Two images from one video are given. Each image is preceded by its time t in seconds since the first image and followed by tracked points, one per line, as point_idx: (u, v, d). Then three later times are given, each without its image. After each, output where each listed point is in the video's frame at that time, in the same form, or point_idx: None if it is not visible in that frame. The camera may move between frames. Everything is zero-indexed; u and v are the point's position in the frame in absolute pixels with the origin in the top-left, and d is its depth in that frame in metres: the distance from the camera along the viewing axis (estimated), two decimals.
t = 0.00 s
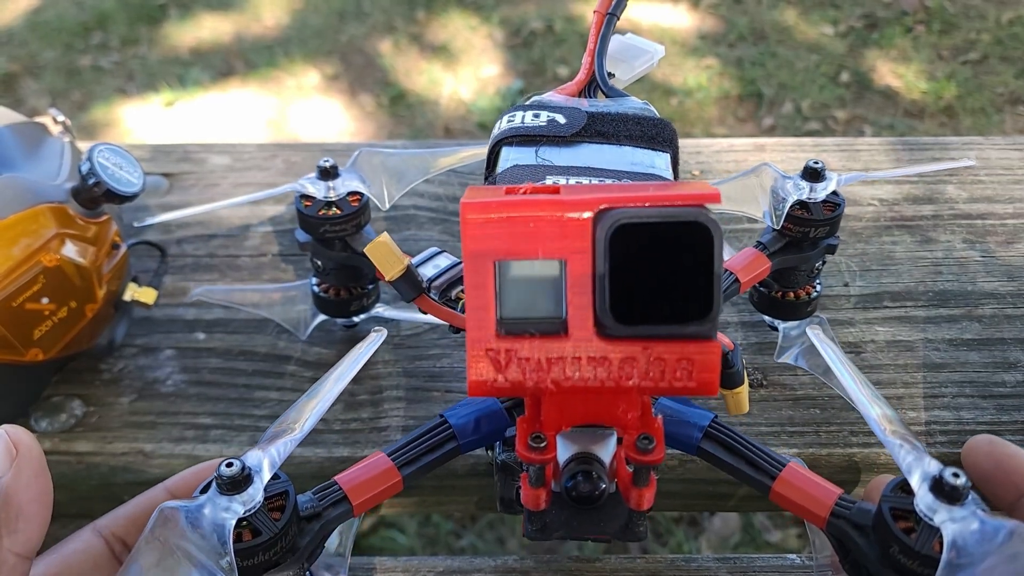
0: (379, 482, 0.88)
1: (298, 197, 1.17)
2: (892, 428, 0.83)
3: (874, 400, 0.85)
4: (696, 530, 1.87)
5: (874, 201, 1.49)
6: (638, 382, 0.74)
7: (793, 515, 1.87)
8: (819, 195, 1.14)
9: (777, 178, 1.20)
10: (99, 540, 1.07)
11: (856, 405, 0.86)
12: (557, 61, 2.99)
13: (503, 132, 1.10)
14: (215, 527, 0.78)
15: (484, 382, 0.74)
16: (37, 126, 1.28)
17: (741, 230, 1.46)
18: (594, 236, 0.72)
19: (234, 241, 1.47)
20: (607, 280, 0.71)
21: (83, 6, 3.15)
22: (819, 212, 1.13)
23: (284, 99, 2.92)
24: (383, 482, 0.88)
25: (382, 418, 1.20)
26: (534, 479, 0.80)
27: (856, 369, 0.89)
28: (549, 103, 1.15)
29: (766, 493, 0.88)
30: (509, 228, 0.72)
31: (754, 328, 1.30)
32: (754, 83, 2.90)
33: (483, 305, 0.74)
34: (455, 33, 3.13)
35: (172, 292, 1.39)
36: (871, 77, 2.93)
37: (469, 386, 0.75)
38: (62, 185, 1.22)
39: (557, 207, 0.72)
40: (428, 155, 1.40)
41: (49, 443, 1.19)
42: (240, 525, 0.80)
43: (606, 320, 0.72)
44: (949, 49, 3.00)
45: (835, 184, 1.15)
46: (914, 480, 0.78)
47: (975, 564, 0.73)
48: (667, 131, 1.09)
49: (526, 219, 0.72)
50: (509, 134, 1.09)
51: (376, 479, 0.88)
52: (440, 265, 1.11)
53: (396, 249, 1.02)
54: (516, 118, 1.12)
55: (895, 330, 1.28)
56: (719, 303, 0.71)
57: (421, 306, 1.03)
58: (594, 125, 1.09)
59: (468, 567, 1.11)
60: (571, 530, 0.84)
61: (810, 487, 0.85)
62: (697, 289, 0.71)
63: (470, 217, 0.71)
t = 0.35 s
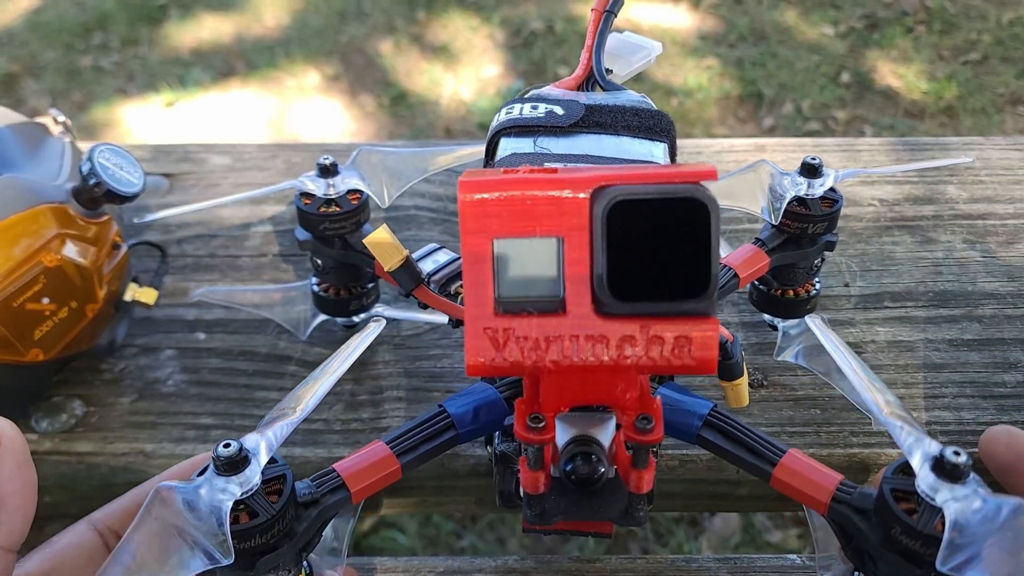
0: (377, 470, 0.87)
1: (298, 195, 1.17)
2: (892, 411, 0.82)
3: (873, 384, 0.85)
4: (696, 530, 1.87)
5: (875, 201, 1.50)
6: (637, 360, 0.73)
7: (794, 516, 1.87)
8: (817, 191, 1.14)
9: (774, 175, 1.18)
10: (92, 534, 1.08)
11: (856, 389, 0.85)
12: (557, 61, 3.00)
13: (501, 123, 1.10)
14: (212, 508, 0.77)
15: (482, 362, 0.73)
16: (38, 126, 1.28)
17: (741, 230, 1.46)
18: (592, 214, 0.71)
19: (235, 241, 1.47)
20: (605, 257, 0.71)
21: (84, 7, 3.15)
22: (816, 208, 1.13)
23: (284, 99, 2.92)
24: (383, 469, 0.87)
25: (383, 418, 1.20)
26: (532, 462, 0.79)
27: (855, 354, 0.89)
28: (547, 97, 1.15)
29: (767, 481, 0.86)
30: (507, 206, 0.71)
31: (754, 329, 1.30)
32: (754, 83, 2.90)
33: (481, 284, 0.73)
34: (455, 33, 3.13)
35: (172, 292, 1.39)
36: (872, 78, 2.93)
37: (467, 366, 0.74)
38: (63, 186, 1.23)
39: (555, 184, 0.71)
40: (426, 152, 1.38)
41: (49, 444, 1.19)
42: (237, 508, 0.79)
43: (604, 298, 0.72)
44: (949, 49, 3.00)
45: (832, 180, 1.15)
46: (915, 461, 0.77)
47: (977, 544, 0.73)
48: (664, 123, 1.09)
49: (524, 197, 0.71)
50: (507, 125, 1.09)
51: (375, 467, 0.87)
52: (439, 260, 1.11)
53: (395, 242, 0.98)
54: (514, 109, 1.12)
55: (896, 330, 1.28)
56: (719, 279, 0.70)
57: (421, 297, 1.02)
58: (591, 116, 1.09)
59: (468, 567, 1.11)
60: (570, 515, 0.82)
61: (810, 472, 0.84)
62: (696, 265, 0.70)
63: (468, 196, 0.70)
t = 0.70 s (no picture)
0: (381, 426, 0.85)
1: (302, 185, 1.18)
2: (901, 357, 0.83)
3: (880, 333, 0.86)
4: (697, 531, 1.87)
5: (875, 202, 1.49)
6: (639, 293, 0.73)
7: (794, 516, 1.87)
8: (814, 177, 1.14)
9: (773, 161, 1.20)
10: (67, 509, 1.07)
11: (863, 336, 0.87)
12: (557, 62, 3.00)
13: (497, 97, 1.01)
14: (210, 448, 0.76)
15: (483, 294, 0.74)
16: (37, 126, 1.28)
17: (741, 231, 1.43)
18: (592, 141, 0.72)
19: (235, 241, 1.47)
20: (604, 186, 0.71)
21: (84, 7, 3.15)
22: (815, 193, 1.12)
23: (284, 99, 2.92)
24: (384, 426, 0.85)
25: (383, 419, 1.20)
26: (535, 402, 0.76)
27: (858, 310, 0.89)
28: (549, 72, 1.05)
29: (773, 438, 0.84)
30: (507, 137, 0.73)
31: (756, 330, 1.30)
32: (754, 83, 2.90)
33: (481, 218, 0.74)
34: (456, 33, 3.13)
35: (172, 292, 1.39)
36: (872, 78, 2.93)
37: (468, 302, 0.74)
38: (62, 186, 1.22)
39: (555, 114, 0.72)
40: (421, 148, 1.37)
41: (48, 444, 1.19)
42: (235, 449, 0.77)
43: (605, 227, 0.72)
44: (949, 49, 2.99)
45: (828, 166, 1.15)
46: (926, 398, 0.76)
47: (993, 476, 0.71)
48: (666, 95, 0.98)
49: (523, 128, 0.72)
50: (504, 99, 1.00)
51: (379, 423, 0.85)
52: (440, 243, 1.14)
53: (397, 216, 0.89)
54: (514, 83, 1.03)
55: (896, 330, 1.28)
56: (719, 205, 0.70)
57: (421, 265, 1.03)
58: (590, 87, 0.98)
59: (468, 567, 1.11)
60: (575, 464, 0.80)
61: (816, 424, 0.83)
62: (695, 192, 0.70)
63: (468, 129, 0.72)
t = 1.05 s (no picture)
0: (379, 402, 0.86)
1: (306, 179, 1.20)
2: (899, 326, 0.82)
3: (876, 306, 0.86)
4: (697, 531, 1.87)
5: (876, 202, 1.49)
6: (639, 253, 0.74)
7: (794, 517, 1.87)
8: (813, 171, 1.16)
9: (770, 157, 1.21)
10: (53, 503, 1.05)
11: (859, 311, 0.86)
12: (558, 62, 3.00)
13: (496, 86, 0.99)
14: (208, 411, 0.76)
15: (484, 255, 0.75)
16: (38, 127, 1.28)
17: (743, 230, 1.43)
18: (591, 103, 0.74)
19: (235, 242, 1.47)
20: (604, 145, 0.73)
21: (84, 7, 3.15)
22: (814, 187, 1.15)
23: (284, 99, 2.92)
24: (383, 402, 0.86)
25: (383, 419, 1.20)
26: (536, 370, 0.76)
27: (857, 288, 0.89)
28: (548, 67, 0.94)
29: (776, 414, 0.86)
30: (507, 99, 0.74)
31: (759, 330, 1.29)
32: (755, 83, 2.90)
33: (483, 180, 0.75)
34: (456, 33, 3.13)
35: (172, 293, 1.39)
36: (872, 78, 2.93)
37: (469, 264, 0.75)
38: (62, 186, 1.22)
39: (555, 78, 0.74)
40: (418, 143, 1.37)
41: (49, 445, 1.18)
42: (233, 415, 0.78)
43: (605, 186, 0.73)
44: (949, 49, 2.99)
45: (828, 161, 1.16)
46: (927, 364, 0.76)
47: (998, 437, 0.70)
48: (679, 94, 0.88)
49: (523, 90, 0.74)
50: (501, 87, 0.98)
51: (376, 399, 0.87)
52: (442, 234, 1.16)
53: (396, 197, 0.88)
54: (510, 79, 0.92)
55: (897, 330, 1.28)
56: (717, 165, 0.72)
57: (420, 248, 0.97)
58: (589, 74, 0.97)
59: (469, 568, 1.10)
60: (575, 436, 0.81)
61: (819, 399, 0.84)
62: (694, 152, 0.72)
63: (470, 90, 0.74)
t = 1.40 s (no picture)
0: (370, 432, 0.86)
1: (303, 183, 1.18)
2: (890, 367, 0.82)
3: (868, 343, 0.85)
4: (697, 532, 1.88)
5: (876, 203, 1.49)
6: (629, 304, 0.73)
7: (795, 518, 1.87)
8: (813, 180, 1.15)
9: (770, 164, 1.21)
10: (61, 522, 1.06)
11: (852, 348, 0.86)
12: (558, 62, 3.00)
13: (500, 96, 1.04)
14: (202, 452, 0.75)
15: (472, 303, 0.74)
16: (38, 127, 1.28)
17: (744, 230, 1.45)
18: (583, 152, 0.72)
19: (236, 242, 1.47)
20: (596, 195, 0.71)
21: (84, 7, 3.15)
22: (814, 198, 1.14)
23: (284, 99, 2.92)
24: (377, 431, 0.86)
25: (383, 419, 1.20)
26: (524, 413, 0.77)
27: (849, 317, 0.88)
28: (542, 75, 1.08)
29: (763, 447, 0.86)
30: (498, 146, 0.73)
31: (754, 330, 1.30)
32: (755, 84, 2.91)
33: (474, 226, 0.74)
34: (456, 33, 3.13)
35: (173, 293, 1.39)
36: (873, 79, 2.93)
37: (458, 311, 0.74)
38: (62, 186, 1.22)
39: (547, 123, 0.72)
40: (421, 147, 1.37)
41: (49, 445, 1.19)
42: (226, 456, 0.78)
43: (595, 236, 0.72)
44: (949, 50, 2.99)
45: (829, 170, 1.16)
46: (913, 413, 0.75)
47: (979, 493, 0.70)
48: (659, 100, 1.03)
49: (515, 137, 0.73)
50: (503, 99, 1.03)
51: (368, 429, 0.86)
52: (437, 244, 1.14)
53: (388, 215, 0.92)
54: (511, 87, 1.06)
55: (897, 331, 1.28)
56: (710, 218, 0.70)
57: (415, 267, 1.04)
58: (588, 90, 1.01)
59: (469, 568, 1.11)
60: (563, 473, 0.83)
61: (807, 436, 0.84)
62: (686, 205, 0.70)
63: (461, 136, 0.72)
